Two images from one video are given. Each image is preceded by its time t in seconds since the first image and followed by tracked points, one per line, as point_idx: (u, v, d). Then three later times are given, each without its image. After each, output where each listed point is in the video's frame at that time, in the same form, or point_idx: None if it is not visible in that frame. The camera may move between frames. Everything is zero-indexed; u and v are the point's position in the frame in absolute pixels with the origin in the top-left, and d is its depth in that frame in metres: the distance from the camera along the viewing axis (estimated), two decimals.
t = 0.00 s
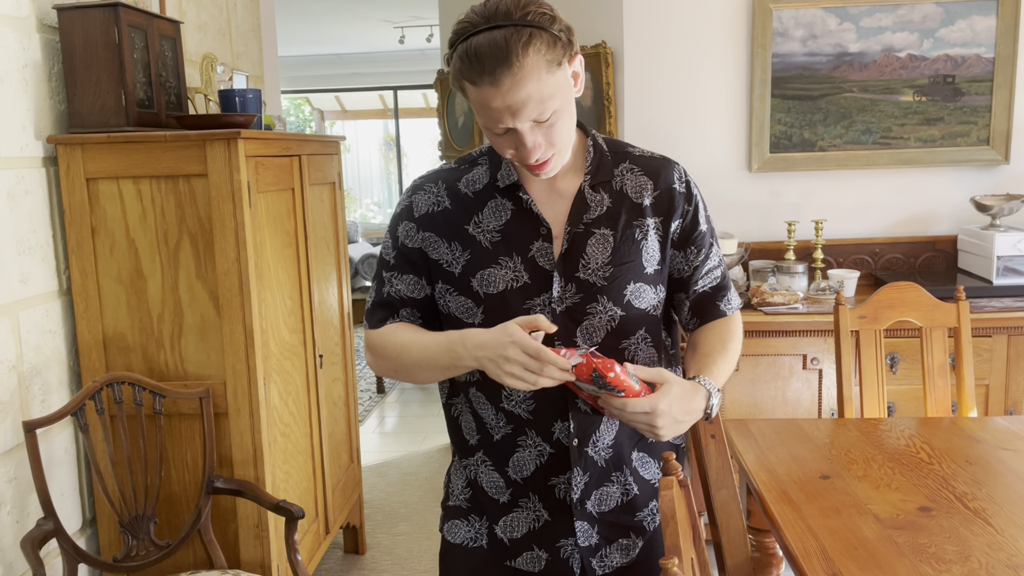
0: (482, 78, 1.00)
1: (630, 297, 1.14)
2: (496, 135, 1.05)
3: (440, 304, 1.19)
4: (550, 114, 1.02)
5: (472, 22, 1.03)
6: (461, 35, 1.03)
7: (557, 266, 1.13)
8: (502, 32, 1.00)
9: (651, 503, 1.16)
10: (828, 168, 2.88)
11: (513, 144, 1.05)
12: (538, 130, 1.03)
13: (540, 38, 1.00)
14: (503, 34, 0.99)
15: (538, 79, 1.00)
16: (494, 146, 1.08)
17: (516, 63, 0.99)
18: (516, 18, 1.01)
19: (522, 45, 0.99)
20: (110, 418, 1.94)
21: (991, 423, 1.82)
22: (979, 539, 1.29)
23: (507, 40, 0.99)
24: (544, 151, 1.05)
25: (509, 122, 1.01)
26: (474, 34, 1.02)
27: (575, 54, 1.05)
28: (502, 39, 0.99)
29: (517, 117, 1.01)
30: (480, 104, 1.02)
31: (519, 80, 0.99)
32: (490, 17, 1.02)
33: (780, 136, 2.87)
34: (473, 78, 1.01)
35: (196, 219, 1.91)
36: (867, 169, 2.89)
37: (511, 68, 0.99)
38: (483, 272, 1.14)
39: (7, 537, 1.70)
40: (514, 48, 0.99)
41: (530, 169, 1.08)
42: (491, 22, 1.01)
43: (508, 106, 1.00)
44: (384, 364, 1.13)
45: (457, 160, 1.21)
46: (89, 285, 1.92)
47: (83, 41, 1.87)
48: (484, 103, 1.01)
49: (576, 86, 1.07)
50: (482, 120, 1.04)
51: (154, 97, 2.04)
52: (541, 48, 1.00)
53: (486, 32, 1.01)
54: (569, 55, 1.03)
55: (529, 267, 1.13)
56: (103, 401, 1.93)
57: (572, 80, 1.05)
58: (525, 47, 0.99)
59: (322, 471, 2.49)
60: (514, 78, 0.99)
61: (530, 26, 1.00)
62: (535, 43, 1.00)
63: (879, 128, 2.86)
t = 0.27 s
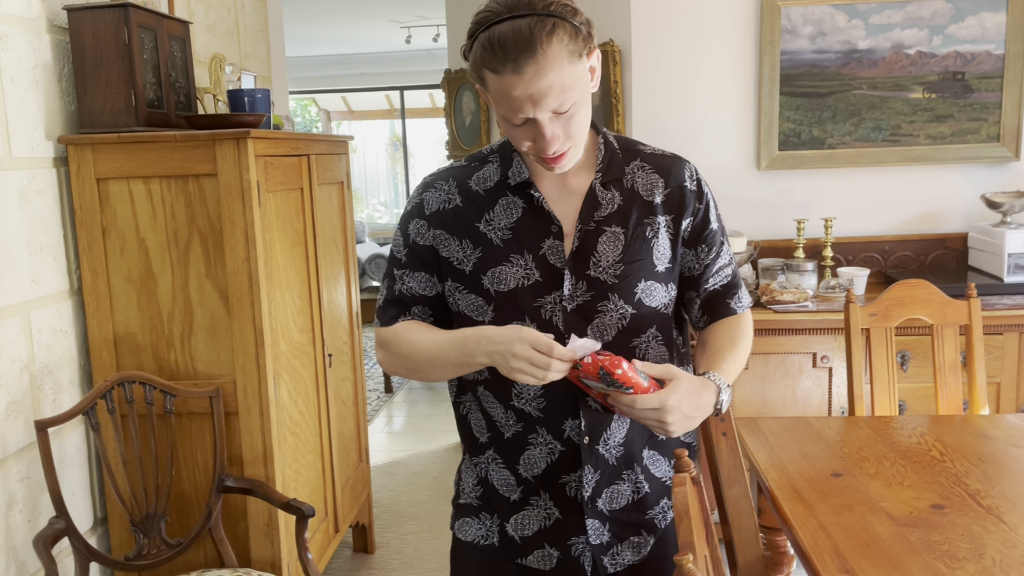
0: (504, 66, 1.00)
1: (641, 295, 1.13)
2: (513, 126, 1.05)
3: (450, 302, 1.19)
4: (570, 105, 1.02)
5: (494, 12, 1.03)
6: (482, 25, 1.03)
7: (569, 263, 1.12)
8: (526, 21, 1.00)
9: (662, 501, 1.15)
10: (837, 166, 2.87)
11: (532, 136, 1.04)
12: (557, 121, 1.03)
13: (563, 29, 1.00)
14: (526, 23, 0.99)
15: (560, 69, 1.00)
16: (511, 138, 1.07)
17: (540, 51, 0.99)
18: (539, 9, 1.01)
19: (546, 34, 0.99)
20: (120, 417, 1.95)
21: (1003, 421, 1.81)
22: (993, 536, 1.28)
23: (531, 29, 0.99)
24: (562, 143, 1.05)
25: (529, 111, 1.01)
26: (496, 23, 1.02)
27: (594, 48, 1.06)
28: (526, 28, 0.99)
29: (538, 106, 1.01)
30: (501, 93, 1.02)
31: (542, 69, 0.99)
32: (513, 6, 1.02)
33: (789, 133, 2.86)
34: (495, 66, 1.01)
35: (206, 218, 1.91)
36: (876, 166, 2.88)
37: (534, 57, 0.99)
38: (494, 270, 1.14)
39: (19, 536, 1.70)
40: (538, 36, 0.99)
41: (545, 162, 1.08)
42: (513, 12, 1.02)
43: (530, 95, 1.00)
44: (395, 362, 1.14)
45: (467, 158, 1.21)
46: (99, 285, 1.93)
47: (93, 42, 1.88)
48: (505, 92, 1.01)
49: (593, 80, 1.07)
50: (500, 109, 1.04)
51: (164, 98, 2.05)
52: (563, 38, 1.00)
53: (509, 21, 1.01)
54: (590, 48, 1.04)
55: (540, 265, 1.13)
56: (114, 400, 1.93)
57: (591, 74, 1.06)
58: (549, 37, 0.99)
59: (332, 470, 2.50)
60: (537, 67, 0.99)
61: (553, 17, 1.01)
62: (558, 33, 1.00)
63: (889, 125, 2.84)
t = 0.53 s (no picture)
0: (519, 65, 0.99)
1: (646, 300, 1.13)
2: (524, 126, 1.04)
3: (454, 305, 1.18)
4: (583, 106, 1.03)
5: (507, 11, 1.02)
6: (495, 23, 1.03)
7: (573, 267, 1.12)
8: (542, 20, 1.00)
9: (667, 505, 1.15)
10: (841, 166, 2.86)
11: (543, 136, 1.04)
12: (569, 122, 1.03)
13: (578, 30, 1.01)
14: (542, 23, 0.99)
15: (575, 69, 1.00)
16: (521, 138, 1.07)
17: (556, 51, 0.99)
18: (554, 9, 1.01)
19: (562, 34, 0.99)
20: (124, 420, 1.95)
21: (1008, 422, 1.80)
22: (997, 539, 1.28)
23: (548, 28, 0.99)
24: (573, 144, 1.05)
25: (542, 111, 1.01)
26: (511, 22, 1.01)
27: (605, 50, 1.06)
28: (542, 27, 0.99)
29: (551, 107, 1.00)
30: (514, 92, 1.01)
31: (557, 69, 0.99)
32: (528, 6, 1.02)
33: (793, 134, 2.85)
34: (509, 65, 1.00)
35: (210, 221, 1.92)
36: (881, 166, 2.87)
37: (550, 56, 0.99)
38: (498, 274, 1.14)
39: (23, 539, 1.71)
40: (555, 36, 0.99)
41: (553, 163, 1.08)
42: (528, 11, 1.01)
43: (545, 95, 1.00)
44: (400, 364, 1.13)
45: (471, 160, 1.21)
46: (103, 288, 1.93)
47: (96, 45, 1.88)
48: (518, 91, 1.01)
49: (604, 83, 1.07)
50: (512, 109, 1.03)
51: (167, 101, 2.05)
52: (578, 39, 1.01)
53: (525, 20, 1.00)
54: (603, 50, 1.04)
55: (545, 269, 1.13)
56: (118, 403, 1.94)
57: (602, 77, 1.06)
58: (565, 37, 0.99)
59: (336, 472, 2.50)
60: (552, 67, 0.99)
61: (568, 17, 1.01)
62: (574, 33, 1.00)
63: (893, 125, 2.84)
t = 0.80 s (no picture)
0: (530, 67, 0.99)
1: (650, 299, 1.13)
2: (532, 128, 1.04)
3: (456, 304, 1.18)
4: (592, 110, 1.02)
5: (517, 11, 1.02)
6: (504, 23, 1.02)
7: (577, 267, 1.12)
8: (553, 22, 0.99)
9: (671, 505, 1.15)
10: (845, 164, 2.85)
11: (551, 138, 1.04)
12: (578, 125, 1.03)
13: (589, 32, 1.00)
14: (554, 24, 0.99)
15: (585, 73, 1.00)
16: (528, 139, 1.06)
17: (567, 54, 0.98)
18: (565, 10, 1.01)
19: (573, 37, 0.99)
20: (126, 419, 1.95)
21: (1013, 421, 1.79)
22: (1002, 538, 1.27)
23: (559, 31, 0.98)
24: (581, 147, 1.05)
25: (552, 114, 1.00)
26: (521, 23, 1.01)
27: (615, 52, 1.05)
28: (554, 29, 0.98)
29: (561, 110, 1.00)
30: (523, 94, 1.01)
31: (568, 72, 0.99)
32: (539, 7, 1.01)
33: (796, 132, 2.85)
34: (519, 67, 1.00)
35: (212, 221, 1.91)
36: (884, 165, 2.86)
37: (561, 60, 0.98)
38: (502, 273, 1.13)
39: (25, 539, 1.71)
40: (566, 39, 0.98)
41: (560, 165, 1.07)
42: (539, 12, 1.01)
43: (555, 98, 0.99)
44: (403, 360, 1.14)
45: (473, 158, 1.20)
46: (104, 287, 1.93)
47: (97, 44, 1.88)
48: (528, 94, 1.00)
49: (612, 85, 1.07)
50: (521, 111, 1.03)
51: (168, 100, 2.05)
52: (589, 41, 1.00)
53: (536, 21, 1.00)
54: (613, 51, 1.04)
55: (548, 268, 1.12)
56: (120, 403, 1.94)
57: (611, 78, 1.06)
58: (576, 40, 0.99)
59: (338, 472, 2.50)
60: (563, 70, 0.99)
61: (579, 19, 1.00)
62: (585, 36, 1.00)
63: (896, 124, 2.83)
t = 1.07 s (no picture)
0: (532, 76, 0.98)
1: (649, 301, 1.12)
2: (534, 134, 1.03)
3: (454, 305, 1.17)
4: (594, 117, 1.02)
5: (519, 16, 1.01)
6: (506, 28, 1.01)
7: (576, 268, 1.11)
8: (555, 29, 0.98)
9: (671, 507, 1.14)
10: (845, 163, 2.84)
11: (552, 145, 1.04)
12: (580, 132, 1.02)
13: (592, 39, 0.99)
14: (556, 32, 0.98)
15: (587, 80, 0.99)
16: (529, 145, 1.06)
17: (569, 63, 0.98)
18: (567, 16, 1.00)
19: (576, 45, 0.98)
20: (123, 420, 1.94)
21: (1013, 421, 1.78)
22: (1002, 539, 1.27)
23: (562, 39, 0.97)
24: (583, 154, 1.04)
25: (554, 122, 1.00)
26: (522, 29, 1.00)
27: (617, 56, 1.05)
28: (556, 37, 0.98)
29: (562, 118, 1.00)
30: (524, 102, 1.00)
31: (571, 80, 0.98)
32: (541, 12, 1.00)
33: (796, 131, 2.84)
34: (521, 75, 0.99)
35: (210, 222, 1.91)
36: (885, 163, 2.85)
37: (563, 67, 0.98)
38: (499, 274, 1.13)
39: (22, 540, 1.70)
40: (569, 47, 0.97)
41: (560, 170, 1.07)
42: (541, 18, 1.00)
43: (557, 107, 0.99)
44: (402, 363, 1.13)
45: (471, 157, 1.19)
46: (101, 287, 1.93)
47: (94, 43, 1.87)
48: (530, 101, 1.00)
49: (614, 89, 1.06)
50: (522, 118, 1.02)
51: (166, 99, 2.05)
52: (592, 48, 0.99)
53: (538, 28, 0.99)
54: (615, 56, 1.03)
55: (546, 269, 1.12)
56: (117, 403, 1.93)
57: (613, 83, 1.05)
58: (579, 47, 0.98)
59: (337, 472, 2.49)
60: (565, 79, 0.98)
61: (582, 25, 0.99)
62: (588, 43, 0.99)
63: (897, 122, 2.82)
